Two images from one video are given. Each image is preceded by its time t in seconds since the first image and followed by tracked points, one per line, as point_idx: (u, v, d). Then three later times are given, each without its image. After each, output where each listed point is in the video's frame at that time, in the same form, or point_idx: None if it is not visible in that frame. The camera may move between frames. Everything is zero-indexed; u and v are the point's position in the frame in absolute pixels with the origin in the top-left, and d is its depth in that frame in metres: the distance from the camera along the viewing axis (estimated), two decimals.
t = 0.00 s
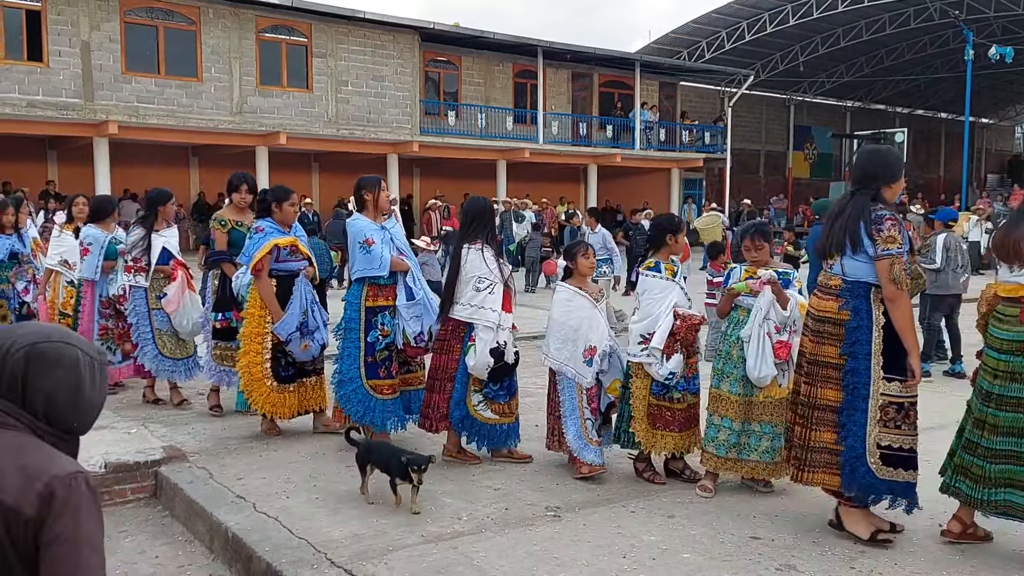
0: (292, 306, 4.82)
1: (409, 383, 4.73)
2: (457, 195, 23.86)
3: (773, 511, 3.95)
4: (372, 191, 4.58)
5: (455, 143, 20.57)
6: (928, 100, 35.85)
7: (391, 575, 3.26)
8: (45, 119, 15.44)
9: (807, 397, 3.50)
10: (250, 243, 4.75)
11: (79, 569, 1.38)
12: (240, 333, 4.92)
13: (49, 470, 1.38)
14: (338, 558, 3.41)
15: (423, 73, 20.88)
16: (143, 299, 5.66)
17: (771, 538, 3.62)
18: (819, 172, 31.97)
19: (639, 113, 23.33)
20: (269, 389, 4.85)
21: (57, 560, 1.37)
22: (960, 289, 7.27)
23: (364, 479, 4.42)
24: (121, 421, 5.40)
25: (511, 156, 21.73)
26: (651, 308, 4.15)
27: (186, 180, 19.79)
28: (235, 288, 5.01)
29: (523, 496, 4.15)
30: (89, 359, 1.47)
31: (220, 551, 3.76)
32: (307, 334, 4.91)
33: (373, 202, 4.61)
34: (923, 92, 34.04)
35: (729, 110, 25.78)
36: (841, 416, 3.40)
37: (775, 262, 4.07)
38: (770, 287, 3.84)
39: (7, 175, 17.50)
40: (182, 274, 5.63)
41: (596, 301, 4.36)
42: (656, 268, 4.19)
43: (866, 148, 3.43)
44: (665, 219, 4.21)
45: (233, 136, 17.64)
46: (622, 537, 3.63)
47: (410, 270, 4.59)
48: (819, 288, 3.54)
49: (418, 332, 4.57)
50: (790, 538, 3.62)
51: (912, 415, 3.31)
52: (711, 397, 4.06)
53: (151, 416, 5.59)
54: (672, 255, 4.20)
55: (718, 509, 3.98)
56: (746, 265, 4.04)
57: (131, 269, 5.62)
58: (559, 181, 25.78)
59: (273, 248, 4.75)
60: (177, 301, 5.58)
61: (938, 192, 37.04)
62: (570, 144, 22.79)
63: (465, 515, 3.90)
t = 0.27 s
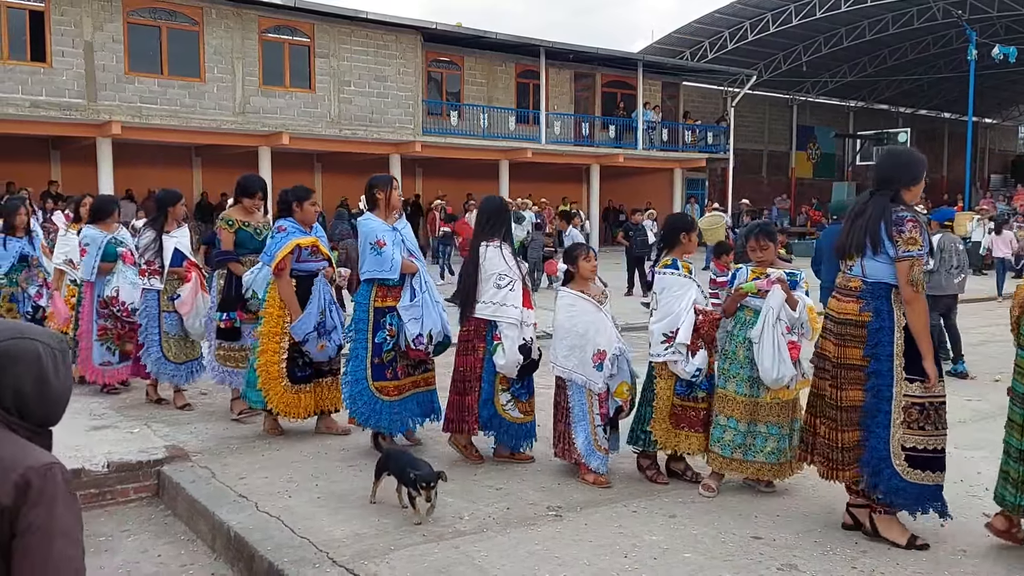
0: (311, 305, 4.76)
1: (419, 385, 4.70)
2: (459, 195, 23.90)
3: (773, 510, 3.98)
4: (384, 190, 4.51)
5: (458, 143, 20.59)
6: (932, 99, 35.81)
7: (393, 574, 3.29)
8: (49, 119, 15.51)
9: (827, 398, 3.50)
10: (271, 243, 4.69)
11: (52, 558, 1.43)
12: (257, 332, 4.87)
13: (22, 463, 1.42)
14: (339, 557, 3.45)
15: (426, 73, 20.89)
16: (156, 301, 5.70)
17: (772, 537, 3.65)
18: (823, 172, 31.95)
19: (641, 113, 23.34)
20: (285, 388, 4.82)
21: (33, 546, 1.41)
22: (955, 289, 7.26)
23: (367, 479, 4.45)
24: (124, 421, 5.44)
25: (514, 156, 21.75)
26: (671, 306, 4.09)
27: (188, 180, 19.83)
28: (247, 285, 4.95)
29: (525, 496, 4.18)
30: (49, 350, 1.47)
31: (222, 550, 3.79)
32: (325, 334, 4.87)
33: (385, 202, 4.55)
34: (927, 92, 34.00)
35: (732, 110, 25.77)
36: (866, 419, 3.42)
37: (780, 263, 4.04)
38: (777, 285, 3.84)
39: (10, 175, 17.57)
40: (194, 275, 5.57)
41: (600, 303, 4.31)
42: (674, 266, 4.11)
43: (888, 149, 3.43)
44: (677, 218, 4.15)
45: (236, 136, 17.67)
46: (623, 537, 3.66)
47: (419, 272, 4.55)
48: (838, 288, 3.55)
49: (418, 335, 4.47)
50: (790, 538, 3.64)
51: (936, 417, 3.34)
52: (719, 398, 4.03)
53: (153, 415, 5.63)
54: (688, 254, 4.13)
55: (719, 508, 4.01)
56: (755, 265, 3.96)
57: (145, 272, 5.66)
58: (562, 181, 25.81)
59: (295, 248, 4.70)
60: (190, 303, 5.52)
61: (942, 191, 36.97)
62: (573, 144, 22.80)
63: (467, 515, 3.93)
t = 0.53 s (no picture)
0: (327, 302, 4.75)
1: (426, 388, 4.61)
2: (461, 195, 23.92)
3: (773, 510, 3.99)
4: (403, 191, 4.47)
5: (459, 143, 20.61)
6: (934, 99, 35.78)
7: (393, 573, 3.31)
8: (51, 119, 15.54)
9: (844, 398, 3.49)
10: (288, 239, 4.68)
11: (31, 541, 1.50)
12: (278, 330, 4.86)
13: None
14: (340, 556, 3.46)
15: (428, 73, 20.89)
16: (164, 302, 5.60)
17: (773, 537, 3.66)
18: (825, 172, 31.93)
19: (643, 113, 23.34)
20: (309, 385, 4.80)
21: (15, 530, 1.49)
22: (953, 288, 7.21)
23: (368, 478, 4.47)
24: (126, 420, 5.46)
25: (516, 156, 21.78)
26: (685, 305, 4.05)
27: (191, 180, 19.87)
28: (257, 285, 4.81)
29: (526, 495, 4.19)
30: (19, 342, 1.57)
31: (223, 549, 3.81)
32: (339, 331, 4.86)
33: (404, 203, 4.51)
34: (929, 92, 33.97)
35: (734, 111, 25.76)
36: (881, 420, 3.38)
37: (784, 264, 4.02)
38: (785, 287, 3.84)
39: (13, 175, 17.59)
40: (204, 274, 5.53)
41: (604, 303, 4.21)
42: (687, 265, 4.09)
43: (915, 148, 3.40)
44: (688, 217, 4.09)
45: (239, 136, 17.71)
46: (623, 537, 3.67)
47: (431, 274, 4.49)
48: (859, 288, 3.52)
49: (432, 336, 4.42)
50: (790, 538, 3.65)
51: (954, 421, 3.27)
52: (728, 400, 4.01)
53: (155, 415, 5.65)
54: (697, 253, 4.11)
55: (720, 508, 4.02)
56: (758, 266, 3.96)
57: (154, 273, 5.55)
58: (564, 181, 25.82)
59: (313, 244, 4.68)
60: (199, 302, 5.52)
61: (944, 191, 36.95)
62: (575, 144, 22.81)
63: (467, 514, 3.95)
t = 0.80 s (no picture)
0: (339, 304, 4.70)
1: (442, 388, 4.58)
2: (463, 195, 23.94)
3: (773, 510, 4.01)
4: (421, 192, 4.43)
5: (461, 143, 20.63)
6: (937, 100, 35.77)
7: (393, 573, 3.33)
8: (53, 120, 15.56)
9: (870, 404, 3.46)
10: (298, 240, 4.67)
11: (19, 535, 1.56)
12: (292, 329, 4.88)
13: None
14: (341, 556, 3.48)
15: (430, 73, 20.91)
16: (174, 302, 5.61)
17: (772, 538, 3.68)
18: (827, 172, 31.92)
19: (645, 113, 23.35)
20: (324, 385, 4.81)
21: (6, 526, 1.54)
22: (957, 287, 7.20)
23: (369, 478, 4.49)
24: (128, 420, 5.48)
25: (517, 156, 21.81)
26: (698, 308, 4.01)
27: (192, 180, 19.90)
28: (267, 282, 4.81)
29: (527, 495, 4.21)
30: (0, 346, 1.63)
31: (224, 549, 3.83)
32: (353, 331, 4.84)
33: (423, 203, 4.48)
34: (932, 92, 33.95)
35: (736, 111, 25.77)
36: (909, 427, 3.33)
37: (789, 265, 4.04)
38: (790, 292, 3.83)
39: (16, 175, 17.62)
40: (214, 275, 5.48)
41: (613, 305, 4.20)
42: (699, 267, 4.04)
43: (944, 148, 3.35)
44: (697, 217, 4.13)
45: (241, 136, 17.74)
46: (624, 536, 3.69)
47: (452, 272, 4.43)
48: (892, 292, 3.46)
49: (456, 335, 4.37)
50: (789, 538, 3.67)
51: (984, 428, 3.22)
52: (740, 405, 4.00)
53: (157, 415, 5.67)
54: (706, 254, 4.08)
55: (721, 508, 4.03)
56: (764, 268, 3.97)
57: (164, 272, 5.61)
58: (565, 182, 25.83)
59: (323, 245, 4.67)
60: (207, 301, 5.40)
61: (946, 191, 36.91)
62: (576, 145, 22.82)
63: (468, 514, 3.97)
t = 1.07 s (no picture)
0: (349, 305, 4.66)
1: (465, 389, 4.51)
2: (466, 195, 23.95)
3: (776, 509, 4.01)
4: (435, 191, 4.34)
5: (463, 143, 20.64)
6: (939, 100, 35.74)
7: (396, 572, 3.34)
8: (57, 120, 15.59)
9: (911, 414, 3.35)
10: (308, 241, 4.66)
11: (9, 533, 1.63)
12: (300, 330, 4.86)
13: None
14: (344, 555, 3.49)
15: (433, 73, 20.92)
16: (190, 300, 5.61)
17: (775, 537, 3.68)
18: (829, 172, 31.88)
19: (648, 113, 23.34)
20: (331, 386, 4.79)
21: None
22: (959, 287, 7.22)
23: (373, 477, 4.50)
24: (131, 420, 5.49)
25: (520, 156, 21.81)
26: (707, 309, 3.97)
27: (195, 180, 19.92)
28: (275, 278, 4.77)
29: (529, 494, 4.21)
30: None
31: (227, 547, 3.84)
32: (363, 332, 4.81)
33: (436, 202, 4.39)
34: (934, 92, 33.92)
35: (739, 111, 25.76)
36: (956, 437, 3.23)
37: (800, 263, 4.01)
38: (798, 293, 3.79)
39: (19, 175, 17.64)
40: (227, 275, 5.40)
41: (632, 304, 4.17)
42: (710, 268, 4.01)
43: (964, 146, 3.29)
44: (711, 218, 4.07)
45: (244, 136, 17.77)
46: (627, 536, 3.69)
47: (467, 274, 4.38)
48: (917, 296, 3.39)
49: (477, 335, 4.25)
50: (792, 537, 3.68)
51: None
52: (748, 407, 3.98)
53: (160, 414, 5.68)
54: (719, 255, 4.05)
55: (723, 508, 4.04)
56: (773, 267, 3.96)
57: (180, 270, 5.60)
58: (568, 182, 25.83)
59: (331, 247, 4.64)
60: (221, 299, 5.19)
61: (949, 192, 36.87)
62: (579, 145, 22.82)
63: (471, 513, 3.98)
